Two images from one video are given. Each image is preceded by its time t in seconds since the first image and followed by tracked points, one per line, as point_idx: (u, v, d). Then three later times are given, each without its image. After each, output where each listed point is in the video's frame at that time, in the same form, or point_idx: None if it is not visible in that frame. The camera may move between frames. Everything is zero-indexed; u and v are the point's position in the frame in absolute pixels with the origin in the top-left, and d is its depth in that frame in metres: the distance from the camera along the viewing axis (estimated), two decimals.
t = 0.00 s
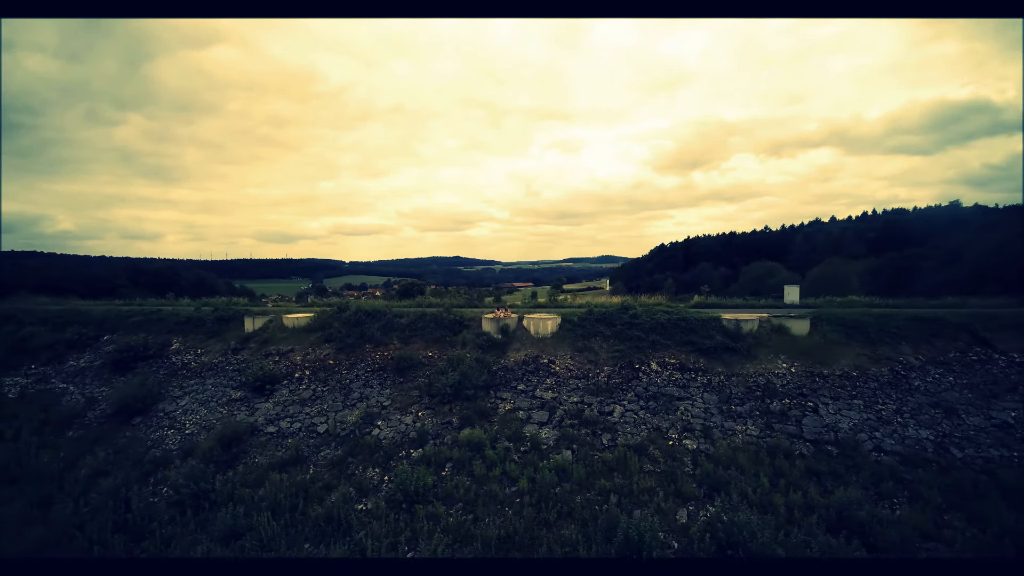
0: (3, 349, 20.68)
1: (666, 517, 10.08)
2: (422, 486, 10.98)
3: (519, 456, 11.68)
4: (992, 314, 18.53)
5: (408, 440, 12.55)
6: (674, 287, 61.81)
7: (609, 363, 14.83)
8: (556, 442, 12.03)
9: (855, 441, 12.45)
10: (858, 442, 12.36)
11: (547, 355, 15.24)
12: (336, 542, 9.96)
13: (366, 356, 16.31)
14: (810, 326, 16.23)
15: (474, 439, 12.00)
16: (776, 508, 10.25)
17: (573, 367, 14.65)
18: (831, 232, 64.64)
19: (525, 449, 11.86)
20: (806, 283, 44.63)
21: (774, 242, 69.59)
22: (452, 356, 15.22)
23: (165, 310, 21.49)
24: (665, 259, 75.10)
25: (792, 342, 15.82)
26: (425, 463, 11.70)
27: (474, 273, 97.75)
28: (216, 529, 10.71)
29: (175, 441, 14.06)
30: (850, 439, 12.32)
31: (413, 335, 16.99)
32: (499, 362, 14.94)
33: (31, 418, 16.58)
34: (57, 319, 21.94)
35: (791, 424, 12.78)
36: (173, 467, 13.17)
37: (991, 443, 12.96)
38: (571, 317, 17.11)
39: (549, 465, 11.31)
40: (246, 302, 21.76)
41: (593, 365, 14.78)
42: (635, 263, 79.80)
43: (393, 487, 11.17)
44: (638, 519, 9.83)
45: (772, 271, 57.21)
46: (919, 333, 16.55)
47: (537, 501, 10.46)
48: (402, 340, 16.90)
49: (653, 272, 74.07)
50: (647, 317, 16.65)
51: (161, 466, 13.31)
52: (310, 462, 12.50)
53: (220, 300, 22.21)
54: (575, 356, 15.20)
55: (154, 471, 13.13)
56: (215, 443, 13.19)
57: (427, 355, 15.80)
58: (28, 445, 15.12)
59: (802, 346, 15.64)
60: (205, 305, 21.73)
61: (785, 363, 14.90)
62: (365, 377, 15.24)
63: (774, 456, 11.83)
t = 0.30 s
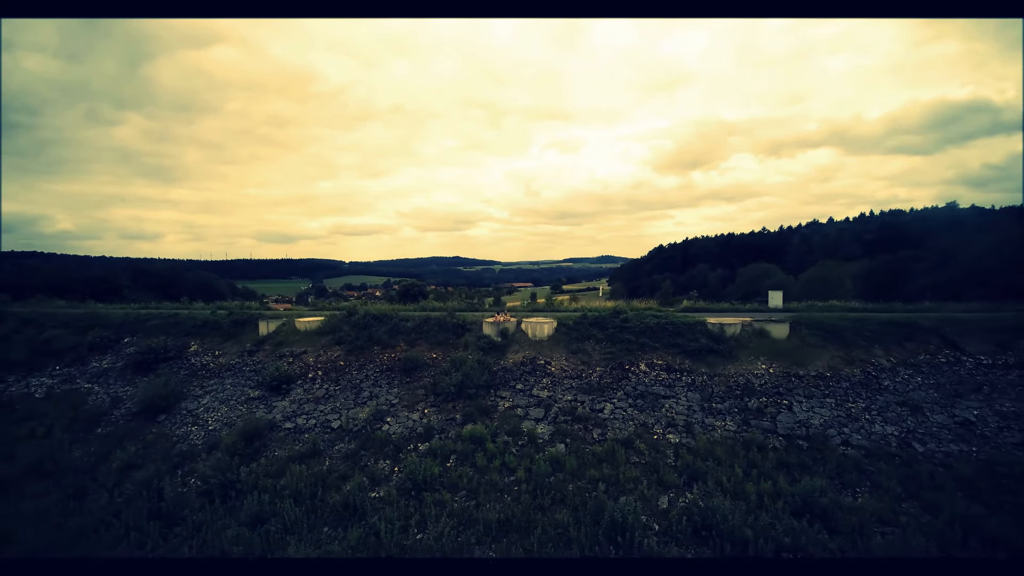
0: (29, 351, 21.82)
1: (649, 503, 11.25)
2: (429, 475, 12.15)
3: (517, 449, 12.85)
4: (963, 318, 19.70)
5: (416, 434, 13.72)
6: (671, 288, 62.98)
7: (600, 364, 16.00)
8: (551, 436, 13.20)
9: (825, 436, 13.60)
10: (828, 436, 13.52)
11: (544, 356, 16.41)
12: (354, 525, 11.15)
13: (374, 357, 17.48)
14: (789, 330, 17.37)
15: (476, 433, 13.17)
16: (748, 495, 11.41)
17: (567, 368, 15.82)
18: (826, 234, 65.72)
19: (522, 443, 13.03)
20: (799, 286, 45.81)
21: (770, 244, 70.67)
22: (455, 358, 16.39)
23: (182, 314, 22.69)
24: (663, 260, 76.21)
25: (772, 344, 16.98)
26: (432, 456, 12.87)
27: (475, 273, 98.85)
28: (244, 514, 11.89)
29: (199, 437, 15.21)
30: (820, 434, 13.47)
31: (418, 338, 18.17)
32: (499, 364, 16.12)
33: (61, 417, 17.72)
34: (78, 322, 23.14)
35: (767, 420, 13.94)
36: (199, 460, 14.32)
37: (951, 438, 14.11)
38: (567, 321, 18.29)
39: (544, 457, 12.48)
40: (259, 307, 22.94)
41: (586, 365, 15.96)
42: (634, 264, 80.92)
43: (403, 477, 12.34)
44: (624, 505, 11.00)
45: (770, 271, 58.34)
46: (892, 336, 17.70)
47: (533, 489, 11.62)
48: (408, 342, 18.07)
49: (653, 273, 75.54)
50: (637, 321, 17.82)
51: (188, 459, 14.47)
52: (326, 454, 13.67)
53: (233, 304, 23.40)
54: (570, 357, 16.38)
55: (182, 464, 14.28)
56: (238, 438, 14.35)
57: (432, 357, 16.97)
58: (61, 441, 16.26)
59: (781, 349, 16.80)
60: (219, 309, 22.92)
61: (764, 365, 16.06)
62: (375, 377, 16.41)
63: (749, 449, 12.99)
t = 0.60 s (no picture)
0: (49, 350, 22.85)
1: (635, 489, 12.32)
2: (434, 465, 13.22)
3: (515, 440, 13.92)
4: (940, 318, 20.70)
5: (422, 427, 14.79)
6: (668, 286, 64.05)
7: (594, 361, 17.06)
8: (547, 429, 14.26)
9: (801, 428, 14.63)
10: (804, 428, 14.58)
11: (541, 354, 17.47)
12: (365, 511, 12.21)
13: (381, 355, 18.53)
14: (772, 329, 18.41)
15: (476, 427, 14.24)
16: (726, 482, 12.46)
17: (563, 365, 16.87)
18: (823, 233, 66.59)
19: (520, 435, 14.08)
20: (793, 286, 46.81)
21: (767, 242, 71.60)
22: (457, 355, 17.43)
23: (195, 314, 23.70)
24: (661, 257, 77.17)
25: (756, 343, 18.01)
26: (436, 447, 13.93)
27: (475, 270, 99.88)
28: (265, 500, 12.97)
29: (219, 429, 16.27)
30: (796, 427, 14.53)
31: (422, 336, 19.22)
32: (499, 361, 17.19)
33: (84, 412, 18.76)
34: (96, 322, 24.16)
35: (747, 414, 14.99)
36: (220, 452, 15.39)
37: (919, 431, 15.09)
38: (563, 321, 19.33)
39: (540, 448, 13.54)
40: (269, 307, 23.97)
41: (580, 363, 17.02)
42: (633, 261, 81.88)
43: (410, 466, 13.41)
44: (612, 491, 12.07)
45: (766, 270, 59.13)
46: (870, 336, 18.72)
47: (530, 477, 12.68)
48: (412, 341, 19.11)
49: (651, 271, 76.46)
50: (629, 321, 18.87)
51: (209, 450, 15.53)
52: (338, 445, 14.73)
53: (244, 305, 24.39)
54: (565, 355, 17.44)
55: (204, 455, 15.36)
56: (256, 431, 15.41)
57: (436, 355, 18.03)
58: (88, 435, 17.32)
59: (764, 348, 17.85)
60: (231, 309, 23.92)
61: (747, 362, 17.12)
62: (382, 374, 17.46)
63: (730, 441, 14.05)
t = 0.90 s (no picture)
0: (72, 339, 24.07)
1: (622, 464, 13.66)
2: (440, 443, 14.55)
3: (514, 421, 15.24)
4: (915, 309, 21.95)
5: (428, 409, 16.10)
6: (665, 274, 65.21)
7: (587, 348, 18.34)
8: (543, 410, 15.57)
9: (776, 410, 15.92)
10: (778, 410, 15.88)
11: (538, 342, 18.75)
12: (379, 484, 13.54)
13: (388, 342, 19.81)
14: (754, 319, 19.63)
15: (478, 409, 15.54)
16: (704, 458, 13.79)
17: (558, 352, 18.15)
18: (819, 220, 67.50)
19: (518, 416, 15.40)
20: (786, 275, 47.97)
21: (764, 230, 72.57)
22: (460, 343, 18.71)
23: (210, 304, 24.94)
24: (659, 245, 78.20)
25: (739, 332, 19.28)
26: (441, 427, 15.24)
27: (474, 257, 100.81)
28: (286, 474, 14.31)
29: (239, 412, 17.59)
30: (771, 409, 15.82)
31: (427, 325, 20.47)
32: (499, 348, 18.47)
33: (111, 397, 20.04)
34: (115, 312, 25.36)
35: (727, 397, 16.29)
36: (242, 432, 16.72)
37: (886, 414, 16.23)
38: (559, 311, 20.58)
39: (537, 427, 14.85)
40: (280, 297, 25.23)
41: (574, 350, 18.31)
42: (631, 249, 82.87)
43: (418, 444, 14.74)
44: (600, 465, 13.40)
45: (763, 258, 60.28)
46: (846, 325, 19.97)
47: (527, 453, 14.01)
48: (417, 330, 20.37)
49: (649, 259, 77.54)
50: (621, 311, 20.14)
51: (231, 431, 16.86)
52: (351, 425, 16.04)
53: (256, 295, 25.63)
54: (560, 343, 18.71)
55: (227, 435, 16.69)
56: (275, 413, 16.71)
57: (440, 343, 19.32)
58: (116, 417, 18.63)
59: (746, 336, 19.10)
60: (244, 299, 25.19)
61: (730, 350, 18.38)
62: (390, 360, 18.75)
63: (710, 421, 15.35)
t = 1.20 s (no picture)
0: (90, 322, 25.17)
1: (612, 437, 14.91)
2: (445, 417, 15.79)
3: (513, 397, 16.46)
4: (896, 293, 23.05)
5: (432, 386, 17.32)
6: (663, 257, 66.05)
7: (582, 330, 19.50)
8: (540, 388, 16.78)
9: (756, 387, 17.13)
10: (758, 388, 17.09)
11: (535, 324, 19.89)
12: (389, 455, 14.80)
13: (394, 324, 20.96)
14: (741, 303, 20.73)
15: (480, 387, 16.75)
16: (687, 431, 15.03)
17: (555, 334, 19.30)
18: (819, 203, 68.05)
19: (517, 393, 16.62)
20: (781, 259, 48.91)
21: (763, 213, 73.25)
22: (462, 325, 19.86)
23: (222, 288, 26.02)
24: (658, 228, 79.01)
25: (725, 315, 20.41)
26: (446, 403, 16.46)
27: (474, 239, 101.50)
28: (304, 445, 15.58)
29: (256, 390, 18.82)
30: (752, 387, 17.03)
31: (430, 308, 21.59)
32: (499, 330, 19.63)
33: (133, 376, 21.24)
34: (130, 296, 26.43)
35: (711, 376, 17.49)
36: (260, 409, 17.96)
37: (859, 392, 17.42)
38: (556, 295, 21.67)
39: (534, 404, 16.08)
40: (289, 282, 26.32)
41: (570, 331, 19.46)
42: (630, 231, 83.63)
43: (424, 418, 15.98)
44: (591, 437, 14.65)
45: (759, 241, 61.14)
46: (828, 309, 21.10)
47: (525, 426, 15.25)
48: (421, 313, 21.48)
49: (648, 242, 78.44)
50: (614, 295, 21.26)
51: (250, 407, 18.11)
52: (362, 401, 17.27)
53: (266, 280, 26.71)
54: (557, 325, 19.85)
55: (246, 411, 17.94)
56: (290, 391, 17.91)
57: (443, 325, 20.47)
58: (139, 396, 19.80)
59: (732, 319, 20.24)
60: (254, 283, 26.27)
61: (716, 332, 19.53)
62: (396, 341, 19.92)
63: (694, 398, 16.57)
